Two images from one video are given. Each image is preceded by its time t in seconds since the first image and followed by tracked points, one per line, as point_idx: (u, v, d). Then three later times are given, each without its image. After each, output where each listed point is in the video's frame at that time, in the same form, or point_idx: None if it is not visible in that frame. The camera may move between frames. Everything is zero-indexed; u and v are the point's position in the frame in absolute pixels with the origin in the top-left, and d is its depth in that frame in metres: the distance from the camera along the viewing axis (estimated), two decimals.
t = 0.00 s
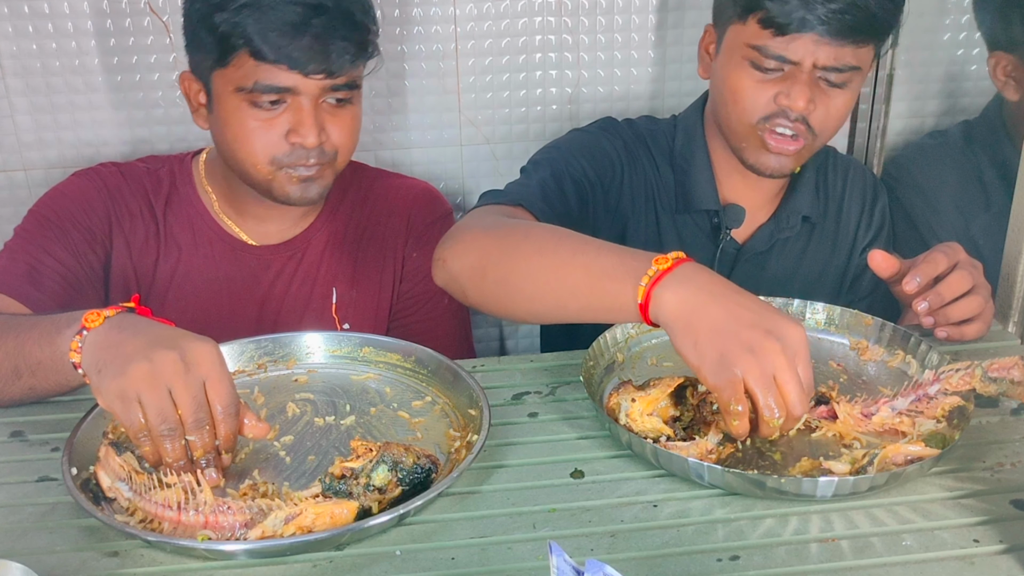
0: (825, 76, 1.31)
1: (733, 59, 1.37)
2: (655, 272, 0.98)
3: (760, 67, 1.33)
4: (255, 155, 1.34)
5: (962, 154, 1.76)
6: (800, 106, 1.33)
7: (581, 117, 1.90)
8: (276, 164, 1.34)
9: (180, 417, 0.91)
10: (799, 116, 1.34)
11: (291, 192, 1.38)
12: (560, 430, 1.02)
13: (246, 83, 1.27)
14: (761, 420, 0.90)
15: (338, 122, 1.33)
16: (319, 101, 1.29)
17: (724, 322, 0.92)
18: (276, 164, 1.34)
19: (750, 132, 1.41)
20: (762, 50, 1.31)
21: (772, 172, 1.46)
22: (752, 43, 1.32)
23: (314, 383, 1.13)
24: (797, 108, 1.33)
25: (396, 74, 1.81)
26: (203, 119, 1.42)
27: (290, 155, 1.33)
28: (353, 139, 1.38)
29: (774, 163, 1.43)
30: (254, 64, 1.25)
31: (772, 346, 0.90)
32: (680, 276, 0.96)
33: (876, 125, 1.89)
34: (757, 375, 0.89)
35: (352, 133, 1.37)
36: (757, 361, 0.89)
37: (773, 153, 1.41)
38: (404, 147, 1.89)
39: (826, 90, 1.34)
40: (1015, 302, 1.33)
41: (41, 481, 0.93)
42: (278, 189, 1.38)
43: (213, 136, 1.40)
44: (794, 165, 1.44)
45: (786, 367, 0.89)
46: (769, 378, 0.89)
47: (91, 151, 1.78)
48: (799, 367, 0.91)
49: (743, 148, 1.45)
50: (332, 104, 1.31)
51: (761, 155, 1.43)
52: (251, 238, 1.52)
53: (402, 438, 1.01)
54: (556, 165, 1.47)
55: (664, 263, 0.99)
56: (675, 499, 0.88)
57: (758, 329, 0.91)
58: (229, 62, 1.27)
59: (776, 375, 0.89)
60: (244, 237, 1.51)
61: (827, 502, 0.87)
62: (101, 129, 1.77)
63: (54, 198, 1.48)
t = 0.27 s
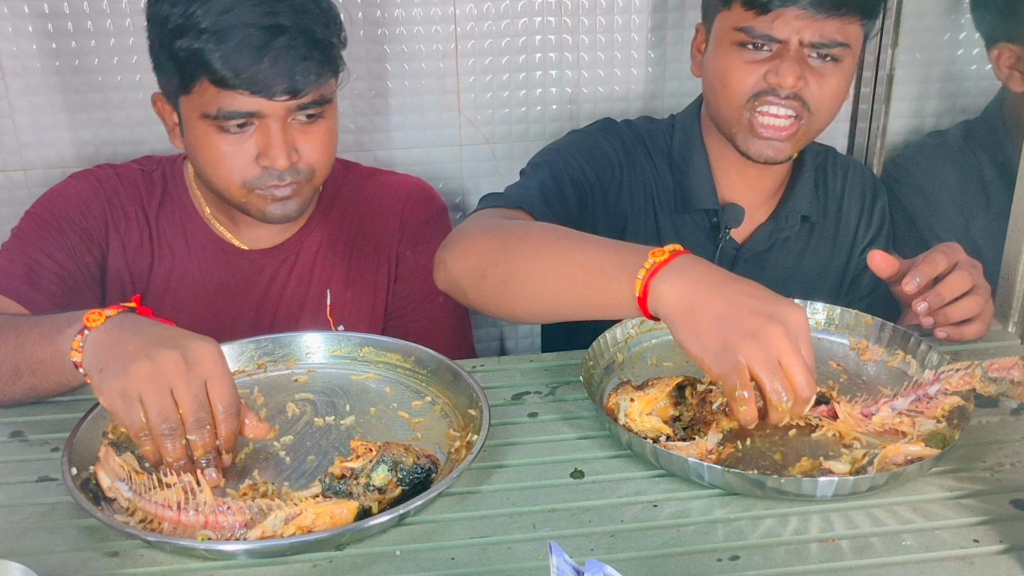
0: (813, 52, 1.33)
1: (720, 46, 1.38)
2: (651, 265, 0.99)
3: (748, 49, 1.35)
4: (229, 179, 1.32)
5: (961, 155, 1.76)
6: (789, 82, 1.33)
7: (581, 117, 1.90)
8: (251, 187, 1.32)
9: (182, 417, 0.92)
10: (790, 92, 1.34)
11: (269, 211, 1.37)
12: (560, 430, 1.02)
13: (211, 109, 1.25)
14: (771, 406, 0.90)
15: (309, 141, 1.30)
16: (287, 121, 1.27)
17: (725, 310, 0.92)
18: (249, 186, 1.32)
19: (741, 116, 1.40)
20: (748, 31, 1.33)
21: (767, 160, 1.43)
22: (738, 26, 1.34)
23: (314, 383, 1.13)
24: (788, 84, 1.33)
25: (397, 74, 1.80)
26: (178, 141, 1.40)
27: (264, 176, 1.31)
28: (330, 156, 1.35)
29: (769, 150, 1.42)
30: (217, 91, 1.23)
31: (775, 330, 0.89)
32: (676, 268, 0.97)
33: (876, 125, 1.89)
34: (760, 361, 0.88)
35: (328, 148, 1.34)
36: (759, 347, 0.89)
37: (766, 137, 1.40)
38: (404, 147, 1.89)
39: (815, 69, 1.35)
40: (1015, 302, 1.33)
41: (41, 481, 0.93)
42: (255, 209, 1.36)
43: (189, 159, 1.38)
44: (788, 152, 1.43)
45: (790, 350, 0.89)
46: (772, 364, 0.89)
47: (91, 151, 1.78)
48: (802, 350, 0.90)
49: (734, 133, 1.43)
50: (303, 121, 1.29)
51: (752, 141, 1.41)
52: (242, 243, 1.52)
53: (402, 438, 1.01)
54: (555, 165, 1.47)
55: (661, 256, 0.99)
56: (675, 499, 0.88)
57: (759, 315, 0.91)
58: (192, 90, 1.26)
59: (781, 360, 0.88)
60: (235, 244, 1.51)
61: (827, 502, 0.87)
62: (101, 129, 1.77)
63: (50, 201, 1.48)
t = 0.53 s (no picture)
0: (817, 53, 1.33)
1: (723, 47, 1.38)
2: (639, 261, 0.99)
3: (752, 51, 1.34)
4: (217, 204, 1.30)
5: (961, 154, 1.76)
6: (797, 82, 1.33)
7: (580, 117, 1.90)
8: (237, 209, 1.30)
9: (183, 416, 0.92)
10: (797, 93, 1.34)
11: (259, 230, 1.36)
12: (560, 430, 1.02)
13: (189, 137, 1.22)
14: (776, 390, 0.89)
15: (291, 156, 1.28)
16: (268, 142, 1.23)
17: (718, 299, 0.92)
18: (239, 210, 1.31)
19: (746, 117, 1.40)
20: (753, 34, 1.32)
21: (775, 159, 1.44)
22: (742, 29, 1.34)
23: (314, 383, 1.13)
24: (795, 84, 1.33)
25: (396, 74, 1.80)
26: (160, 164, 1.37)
27: (249, 199, 1.29)
28: (312, 167, 1.33)
29: (777, 150, 1.42)
30: (192, 118, 1.19)
31: (769, 313, 0.89)
32: (664, 263, 0.97)
33: (876, 125, 1.89)
34: (757, 347, 0.88)
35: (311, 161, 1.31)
36: (755, 331, 0.88)
37: (773, 137, 1.41)
38: (404, 147, 1.89)
39: (820, 67, 1.35)
40: (1015, 302, 1.33)
41: (41, 481, 0.93)
42: (245, 229, 1.35)
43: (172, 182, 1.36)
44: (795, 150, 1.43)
45: (787, 332, 0.88)
46: (770, 348, 0.88)
47: (91, 151, 1.78)
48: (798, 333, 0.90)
49: (741, 134, 1.43)
50: (283, 139, 1.25)
51: (762, 141, 1.41)
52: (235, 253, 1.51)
53: (402, 438, 1.01)
54: (553, 166, 1.47)
55: (649, 252, 0.99)
56: (675, 499, 0.88)
57: (751, 300, 0.91)
58: (168, 118, 1.22)
59: (779, 344, 0.88)
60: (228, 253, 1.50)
61: (828, 502, 0.87)
62: (101, 130, 1.76)
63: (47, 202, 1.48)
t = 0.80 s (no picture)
0: (819, 58, 1.32)
1: (724, 51, 1.38)
2: (629, 268, 0.99)
3: (754, 55, 1.34)
4: (194, 214, 1.29)
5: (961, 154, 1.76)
6: (798, 87, 1.33)
7: (581, 117, 1.90)
8: (218, 223, 1.30)
9: (185, 415, 0.93)
10: (797, 98, 1.34)
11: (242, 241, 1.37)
12: (560, 430, 1.02)
13: (166, 155, 1.21)
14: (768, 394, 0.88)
15: (271, 168, 1.28)
16: (246, 156, 1.23)
17: (707, 303, 0.91)
18: (220, 223, 1.30)
19: (747, 119, 1.40)
20: (753, 35, 1.33)
21: (776, 157, 1.44)
22: (743, 31, 1.34)
23: (314, 383, 1.13)
24: (796, 89, 1.33)
25: (396, 74, 1.80)
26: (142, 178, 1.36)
27: (229, 213, 1.29)
28: (294, 179, 1.33)
29: (778, 150, 1.42)
30: (168, 138, 1.19)
31: (757, 318, 0.88)
32: (655, 270, 0.96)
33: (876, 125, 1.91)
34: (745, 353, 0.87)
35: (293, 171, 1.31)
36: (743, 336, 0.87)
37: (774, 138, 1.40)
38: (404, 147, 1.89)
39: (821, 72, 1.35)
40: (1015, 302, 1.33)
41: (41, 481, 0.93)
42: (228, 240, 1.36)
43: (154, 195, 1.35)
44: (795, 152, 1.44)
45: (775, 336, 0.87)
46: (758, 354, 0.87)
47: (91, 151, 1.78)
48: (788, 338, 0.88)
49: (741, 135, 1.43)
50: (263, 152, 1.25)
51: (761, 142, 1.42)
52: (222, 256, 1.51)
53: (402, 438, 1.01)
54: (552, 167, 1.47)
55: (639, 258, 0.99)
56: (675, 499, 0.88)
57: (740, 304, 0.89)
58: (146, 137, 1.21)
59: (768, 348, 0.87)
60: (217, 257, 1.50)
61: (828, 502, 0.87)
62: (101, 130, 1.76)
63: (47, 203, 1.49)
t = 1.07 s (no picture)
0: (816, 57, 1.32)
1: (722, 51, 1.38)
2: (616, 297, 0.95)
3: (751, 54, 1.34)
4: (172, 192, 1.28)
5: (961, 155, 1.75)
6: (794, 86, 1.32)
7: (580, 117, 1.90)
8: (195, 202, 1.29)
9: (179, 414, 0.92)
10: (794, 96, 1.34)
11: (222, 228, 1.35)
12: (560, 430, 1.02)
13: (146, 123, 1.22)
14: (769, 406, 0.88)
15: (252, 152, 1.27)
16: (226, 134, 1.23)
17: (693, 328, 0.89)
18: (197, 203, 1.29)
19: (744, 119, 1.40)
20: (750, 34, 1.32)
21: (771, 161, 1.44)
22: (739, 30, 1.34)
23: (314, 382, 1.13)
24: (791, 88, 1.33)
25: (396, 74, 1.80)
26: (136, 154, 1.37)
27: (205, 192, 1.27)
28: (276, 170, 1.31)
29: (773, 152, 1.42)
30: (150, 106, 1.20)
31: (741, 336, 0.87)
32: (640, 295, 0.94)
33: (876, 125, 1.89)
34: (738, 376, 0.87)
35: (274, 161, 1.30)
36: (731, 359, 0.87)
37: (772, 140, 1.40)
38: (404, 147, 1.89)
39: (820, 72, 1.34)
40: (1015, 301, 1.33)
41: (41, 481, 0.93)
42: (207, 222, 1.34)
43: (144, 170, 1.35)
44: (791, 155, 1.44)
45: (764, 351, 0.87)
46: (750, 374, 0.87)
47: (91, 151, 1.78)
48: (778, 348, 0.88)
49: (739, 138, 1.44)
50: (246, 133, 1.25)
51: (755, 145, 1.42)
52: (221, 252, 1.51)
53: (402, 438, 1.01)
54: (551, 170, 1.48)
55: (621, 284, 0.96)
56: (675, 499, 0.88)
57: (724, 322, 0.88)
58: (130, 104, 1.23)
59: (758, 363, 0.87)
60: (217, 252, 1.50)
61: (828, 502, 0.87)
62: (101, 130, 1.76)
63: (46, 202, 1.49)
